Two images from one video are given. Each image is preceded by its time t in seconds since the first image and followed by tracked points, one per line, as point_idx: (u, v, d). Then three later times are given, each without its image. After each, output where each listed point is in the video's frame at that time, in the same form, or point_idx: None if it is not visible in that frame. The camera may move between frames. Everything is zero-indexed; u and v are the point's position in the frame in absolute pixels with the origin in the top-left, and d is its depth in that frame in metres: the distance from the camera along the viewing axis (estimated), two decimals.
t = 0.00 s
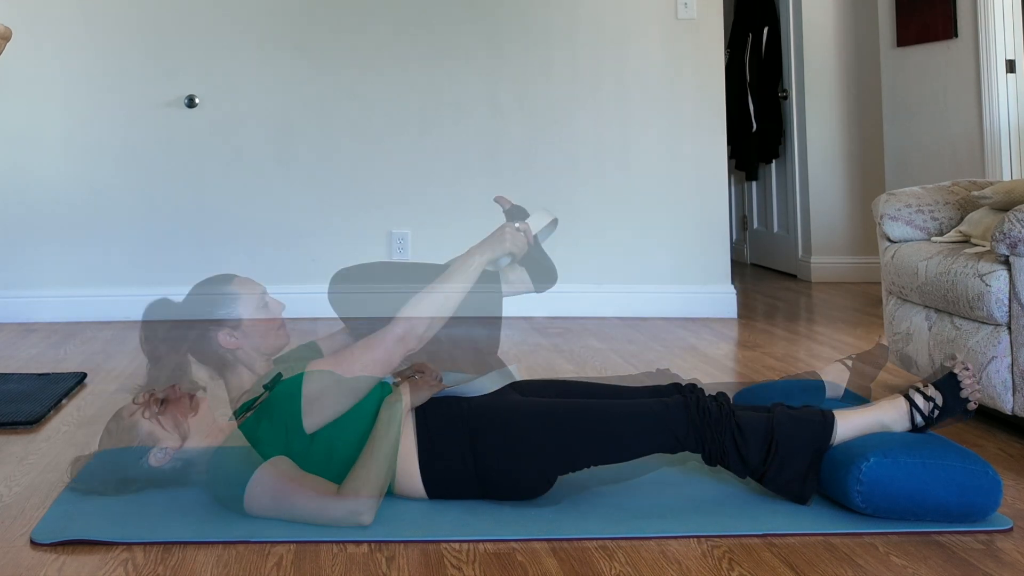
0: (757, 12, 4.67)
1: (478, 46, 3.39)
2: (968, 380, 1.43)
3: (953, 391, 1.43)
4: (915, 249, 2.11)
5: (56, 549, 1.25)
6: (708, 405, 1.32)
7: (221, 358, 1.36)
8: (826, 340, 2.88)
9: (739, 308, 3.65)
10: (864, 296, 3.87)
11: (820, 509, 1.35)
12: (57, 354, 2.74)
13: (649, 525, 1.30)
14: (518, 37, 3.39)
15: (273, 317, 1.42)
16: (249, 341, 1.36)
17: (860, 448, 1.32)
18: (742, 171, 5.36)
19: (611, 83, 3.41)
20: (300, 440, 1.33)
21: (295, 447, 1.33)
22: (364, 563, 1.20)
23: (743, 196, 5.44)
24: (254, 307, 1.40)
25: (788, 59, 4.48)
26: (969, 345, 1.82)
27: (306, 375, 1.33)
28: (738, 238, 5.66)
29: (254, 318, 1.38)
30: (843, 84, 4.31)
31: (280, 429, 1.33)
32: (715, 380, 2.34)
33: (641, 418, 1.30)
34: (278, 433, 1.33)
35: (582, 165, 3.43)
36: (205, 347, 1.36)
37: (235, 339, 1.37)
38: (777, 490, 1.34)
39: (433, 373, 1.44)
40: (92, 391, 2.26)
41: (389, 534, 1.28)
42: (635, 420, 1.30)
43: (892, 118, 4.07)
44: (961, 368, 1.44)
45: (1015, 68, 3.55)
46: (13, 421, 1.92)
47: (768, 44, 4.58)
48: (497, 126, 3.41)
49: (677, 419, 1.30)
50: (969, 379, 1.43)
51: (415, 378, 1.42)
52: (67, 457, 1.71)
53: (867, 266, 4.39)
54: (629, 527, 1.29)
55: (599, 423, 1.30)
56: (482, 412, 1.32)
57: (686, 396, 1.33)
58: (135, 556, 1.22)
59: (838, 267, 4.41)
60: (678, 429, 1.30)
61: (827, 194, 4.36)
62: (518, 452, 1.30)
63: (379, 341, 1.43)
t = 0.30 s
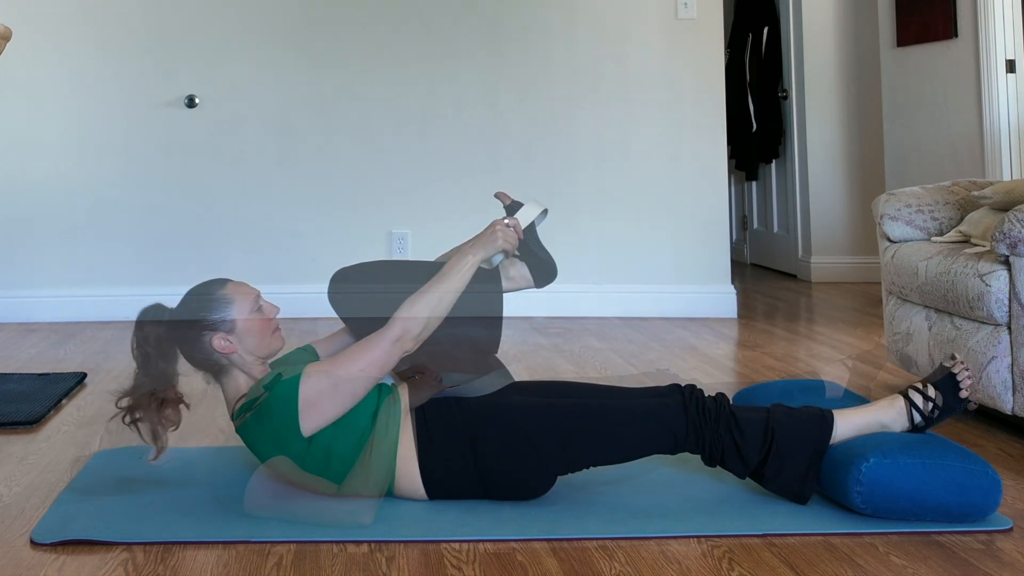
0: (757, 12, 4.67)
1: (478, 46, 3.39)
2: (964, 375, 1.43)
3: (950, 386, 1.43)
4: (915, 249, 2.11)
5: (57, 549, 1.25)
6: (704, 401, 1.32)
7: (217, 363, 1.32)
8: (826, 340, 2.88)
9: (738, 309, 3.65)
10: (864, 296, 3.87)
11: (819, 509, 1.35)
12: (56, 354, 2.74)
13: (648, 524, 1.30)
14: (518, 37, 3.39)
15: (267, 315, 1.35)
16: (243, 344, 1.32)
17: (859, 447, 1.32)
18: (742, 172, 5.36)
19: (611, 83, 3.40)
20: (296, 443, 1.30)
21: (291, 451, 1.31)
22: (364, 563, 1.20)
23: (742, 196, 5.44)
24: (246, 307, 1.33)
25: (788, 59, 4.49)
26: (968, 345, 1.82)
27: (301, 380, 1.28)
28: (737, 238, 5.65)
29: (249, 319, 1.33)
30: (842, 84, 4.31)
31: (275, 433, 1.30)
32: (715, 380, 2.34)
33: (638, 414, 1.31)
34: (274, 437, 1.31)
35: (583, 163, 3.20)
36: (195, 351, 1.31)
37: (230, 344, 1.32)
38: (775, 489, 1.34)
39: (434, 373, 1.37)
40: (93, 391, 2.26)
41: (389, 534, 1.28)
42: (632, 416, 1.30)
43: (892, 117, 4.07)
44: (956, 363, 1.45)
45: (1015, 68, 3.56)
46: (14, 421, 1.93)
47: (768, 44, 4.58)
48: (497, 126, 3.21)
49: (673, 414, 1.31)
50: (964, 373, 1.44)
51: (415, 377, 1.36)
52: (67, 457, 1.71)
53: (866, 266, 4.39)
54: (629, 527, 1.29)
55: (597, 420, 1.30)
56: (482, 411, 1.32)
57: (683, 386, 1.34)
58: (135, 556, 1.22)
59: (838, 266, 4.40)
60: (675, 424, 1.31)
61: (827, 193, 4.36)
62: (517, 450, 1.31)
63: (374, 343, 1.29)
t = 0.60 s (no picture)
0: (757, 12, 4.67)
1: (478, 46, 3.38)
2: (963, 373, 1.38)
3: (949, 384, 1.38)
4: (915, 249, 2.11)
5: (56, 549, 1.25)
6: (704, 401, 1.32)
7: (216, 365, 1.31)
8: (826, 340, 2.88)
9: (739, 309, 3.65)
10: (864, 296, 3.88)
11: (818, 509, 1.35)
12: (57, 354, 2.74)
13: (648, 524, 1.30)
14: (517, 37, 3.39)
15: (266, 316, 1.35)
16: (242, 346, 1.31)
17: (859, 447, 1.32)
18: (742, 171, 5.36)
19: (611, 83, 3.41)
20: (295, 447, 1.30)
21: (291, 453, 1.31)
22: (364, 563, 1.20)
23: (743, 196, 5.44)
24: (244, 308, 1.32)
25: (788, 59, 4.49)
26: (968, 345, 1.82)
27: (301, 379, 1.25)
28: (738, 238, 5.65)
29: (248, 319, 1.31)
30: (842, 84, 4.31)
31: (276, 434, 1.28)
32: (715, 380, 2.34)
33: (638, 414, 1.30)
34: (275, 437, 1.28)
35: (581, 167, 3.42)
36: (195, 353, 1.31)
37: (229, 346, 1.30)
38: (775, 489, 1.34)
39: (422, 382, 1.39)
40: (92, 391, 2.26)
41: (389, 534, 1.28)
42: (632, 416, 1.30)
43: (892, 118, 4.07)
44: (955, 360, 1.39)
45: (1015, 68, 3.55)
46: (12, 421, 1.92)
47: (768, 44, 4.58)
48: (497, 126, 3.41)
49: (673, 415, 1.31)
50: (964, 371, 1.38)
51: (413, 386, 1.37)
52: (67, 457, 1.71)
53: (866, 266, 4.40)
54: (628, 527, 1.29)
55: (597, 420, 1.30)
56: (482, 412, 1.31)
57: (682, 386, 1.34)
58: (135, 556, 1.22)
59: (838, 267, 4.41)
60: (675, 424, 1.31)
61: (827, 193, 4.36)
62: (517, 450, 1.31)
63: (371, 339, 1.25)
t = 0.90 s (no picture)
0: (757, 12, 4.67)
1: (478, 46, 3.38)
2: (964, 373, 1.38)
3: (950, 384, 1.38)
4: (915, 249, 2.11)
5: (56, 549, 1.25)
6: (704, 401, 1.32)
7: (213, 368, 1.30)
8: (826, 340, 2.88)
9: (738, 309, 3.65)
10: (864, 296, 3.88)
11: (818, 509, 1.35)
12: (57, 354, 2.74)
13: (648, 524, 1.30)
14: (517, 37, 3.39)
15: (261, 318, 1.34)
16: (240, 348, 1.31)
17: (859, 447, 1.32)
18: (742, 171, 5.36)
19: (611, 83, 3.41)
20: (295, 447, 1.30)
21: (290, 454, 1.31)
22: (364, 563, 1.20)
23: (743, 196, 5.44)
24: (240, 311, 1.31)
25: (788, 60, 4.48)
26: (968, 345, 1.82)
27: (300, 380, 1.24)
28: (738, 238, 5.65)
29: (243, 323, 1.31)
30: (842, 85, 4.31)
31: (275, 436, 1.28)
32: (715, 380, 2.34)
33: (638, 414, 1.30)
34: (274, 439, 1.28)
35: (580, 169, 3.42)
36: (192, 357, 1.30)
37: (226, 349, 1.30)
38: (775, 489, 1.34)
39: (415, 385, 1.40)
40: (92, 391, 2.26)
41: (389, 534, 1.28)
42: (632, 416, 1.30)
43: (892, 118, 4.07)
44: (956, 360, 1.40)
45: (1015, 68, 3.55)
46: (12, 421, 1.92)
47: (768, 44, 4.58)
48: (497, 126, 3.41)
49: (673, 415, 1.31)
50: (964, 371, 1.38)
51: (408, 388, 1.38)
52: (67, 457, 1.71)
53: (866, 266, 4.40)
54: (628, 527, 1.29)
55: (597, 420, 1.30)
56: (482, 413, 1.31)
57: (682, 386, 1.35)
58: (135, 556, 1.22)
59: (838, 267, 4.41)
60: (675, 424, 1.30)
61: (827, 193, 4.36)
62: (517, 451, 1.31)
63: (368, 337, 1.24)
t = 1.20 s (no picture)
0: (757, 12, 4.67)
1: (478, 46, 3.38)
2: (964, 373, 1.38)
3: (949, 384, 1.39)
4: (915, 249, 2.11)
5: (56, 549, 1.25)
6: (705, 402, 1.33)
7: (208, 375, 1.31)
8: (826, 340, 2.88)
9: (738, 308, 3.65)
10: (864, 296, 3.88)
11: (819, 509, 1.35)
12: (57, 354, 2.74)
13: (648, 524, 1.30)
14: (517, 37, 3.39)
15: (251, 322, 1.34)
16: (233, 354, 1.31)
17: (859, 447, 1.32)
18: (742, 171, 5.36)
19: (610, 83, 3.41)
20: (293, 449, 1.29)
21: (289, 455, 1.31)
22: (364, 563, 1.20)
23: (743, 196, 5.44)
24: (230, 317, 1.31)
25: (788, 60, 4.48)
26: (968, 345, 1.82)
27: (291, 380, 1.23)
28: (737, 238, 5.65)
29: (234, 328, 1.31)
30: (842, 85, 4.31)
31: (272, 439, 1.27)
32: (715, 380, 2.34)
33: (638, 414, 1.30)
34: (271, 442, 1.28)
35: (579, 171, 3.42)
36: (186, 366, 1.30)
37: (218, 356, 1.30)
38: (775, 489, 1.34)
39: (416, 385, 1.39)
40: (93, 391, 2.26)
41: (389, 534, 1.28)
42: (632, 416, 1.30)
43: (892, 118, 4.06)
44: (956, 360, 1.40)
45: (1015, 68, 3.55)
46: (13, 421, 1.92)
47: (768, 44, 4.58)
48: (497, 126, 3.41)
49: (674, 415, 1.31)
50: (964, 371, 1.39)
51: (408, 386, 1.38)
52: (67, 457, 1.71)
53: (866, 266, 4.40)
54: (628, 527, 1.29)
55: (597, 420, 1.30)
56: (482, 413, 1.31)
57: (683, 386, 1.35)
58: (135, 556, 1.22)
59: (837, 266, 4.41)
60: (675, 424, 1.30)
61: (827, 193, 4.36)
62: (517, 451, 1.31)
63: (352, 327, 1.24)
